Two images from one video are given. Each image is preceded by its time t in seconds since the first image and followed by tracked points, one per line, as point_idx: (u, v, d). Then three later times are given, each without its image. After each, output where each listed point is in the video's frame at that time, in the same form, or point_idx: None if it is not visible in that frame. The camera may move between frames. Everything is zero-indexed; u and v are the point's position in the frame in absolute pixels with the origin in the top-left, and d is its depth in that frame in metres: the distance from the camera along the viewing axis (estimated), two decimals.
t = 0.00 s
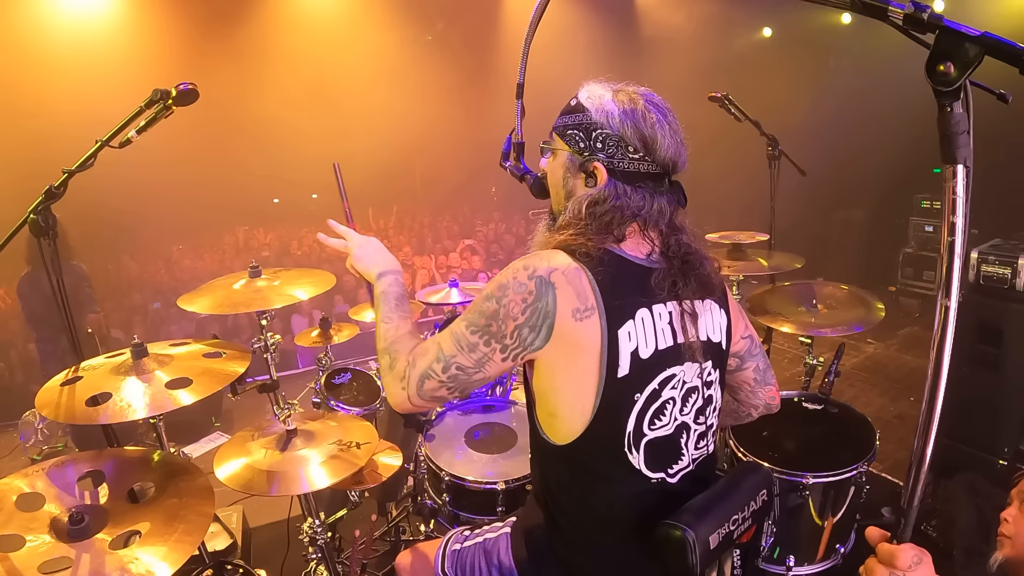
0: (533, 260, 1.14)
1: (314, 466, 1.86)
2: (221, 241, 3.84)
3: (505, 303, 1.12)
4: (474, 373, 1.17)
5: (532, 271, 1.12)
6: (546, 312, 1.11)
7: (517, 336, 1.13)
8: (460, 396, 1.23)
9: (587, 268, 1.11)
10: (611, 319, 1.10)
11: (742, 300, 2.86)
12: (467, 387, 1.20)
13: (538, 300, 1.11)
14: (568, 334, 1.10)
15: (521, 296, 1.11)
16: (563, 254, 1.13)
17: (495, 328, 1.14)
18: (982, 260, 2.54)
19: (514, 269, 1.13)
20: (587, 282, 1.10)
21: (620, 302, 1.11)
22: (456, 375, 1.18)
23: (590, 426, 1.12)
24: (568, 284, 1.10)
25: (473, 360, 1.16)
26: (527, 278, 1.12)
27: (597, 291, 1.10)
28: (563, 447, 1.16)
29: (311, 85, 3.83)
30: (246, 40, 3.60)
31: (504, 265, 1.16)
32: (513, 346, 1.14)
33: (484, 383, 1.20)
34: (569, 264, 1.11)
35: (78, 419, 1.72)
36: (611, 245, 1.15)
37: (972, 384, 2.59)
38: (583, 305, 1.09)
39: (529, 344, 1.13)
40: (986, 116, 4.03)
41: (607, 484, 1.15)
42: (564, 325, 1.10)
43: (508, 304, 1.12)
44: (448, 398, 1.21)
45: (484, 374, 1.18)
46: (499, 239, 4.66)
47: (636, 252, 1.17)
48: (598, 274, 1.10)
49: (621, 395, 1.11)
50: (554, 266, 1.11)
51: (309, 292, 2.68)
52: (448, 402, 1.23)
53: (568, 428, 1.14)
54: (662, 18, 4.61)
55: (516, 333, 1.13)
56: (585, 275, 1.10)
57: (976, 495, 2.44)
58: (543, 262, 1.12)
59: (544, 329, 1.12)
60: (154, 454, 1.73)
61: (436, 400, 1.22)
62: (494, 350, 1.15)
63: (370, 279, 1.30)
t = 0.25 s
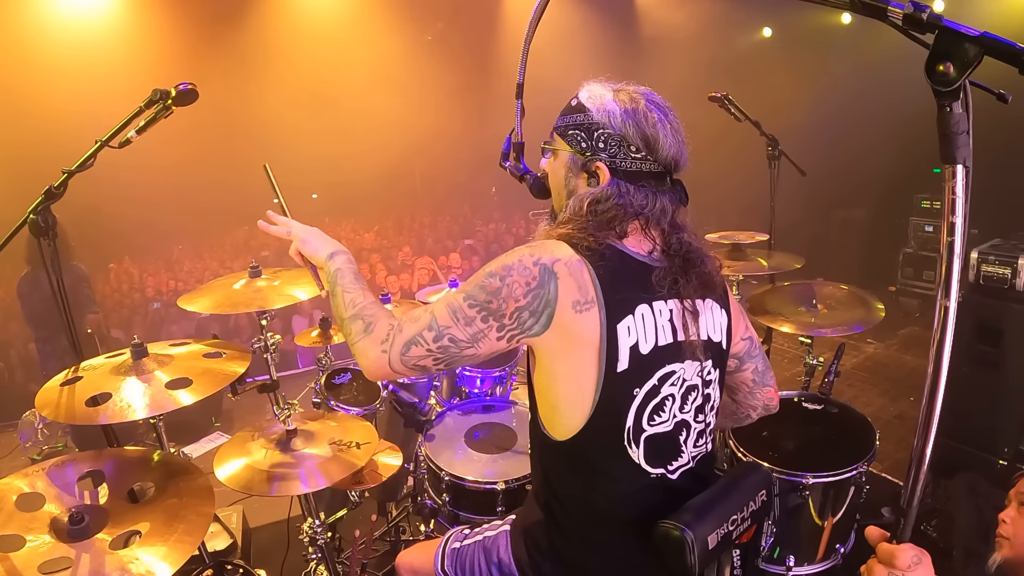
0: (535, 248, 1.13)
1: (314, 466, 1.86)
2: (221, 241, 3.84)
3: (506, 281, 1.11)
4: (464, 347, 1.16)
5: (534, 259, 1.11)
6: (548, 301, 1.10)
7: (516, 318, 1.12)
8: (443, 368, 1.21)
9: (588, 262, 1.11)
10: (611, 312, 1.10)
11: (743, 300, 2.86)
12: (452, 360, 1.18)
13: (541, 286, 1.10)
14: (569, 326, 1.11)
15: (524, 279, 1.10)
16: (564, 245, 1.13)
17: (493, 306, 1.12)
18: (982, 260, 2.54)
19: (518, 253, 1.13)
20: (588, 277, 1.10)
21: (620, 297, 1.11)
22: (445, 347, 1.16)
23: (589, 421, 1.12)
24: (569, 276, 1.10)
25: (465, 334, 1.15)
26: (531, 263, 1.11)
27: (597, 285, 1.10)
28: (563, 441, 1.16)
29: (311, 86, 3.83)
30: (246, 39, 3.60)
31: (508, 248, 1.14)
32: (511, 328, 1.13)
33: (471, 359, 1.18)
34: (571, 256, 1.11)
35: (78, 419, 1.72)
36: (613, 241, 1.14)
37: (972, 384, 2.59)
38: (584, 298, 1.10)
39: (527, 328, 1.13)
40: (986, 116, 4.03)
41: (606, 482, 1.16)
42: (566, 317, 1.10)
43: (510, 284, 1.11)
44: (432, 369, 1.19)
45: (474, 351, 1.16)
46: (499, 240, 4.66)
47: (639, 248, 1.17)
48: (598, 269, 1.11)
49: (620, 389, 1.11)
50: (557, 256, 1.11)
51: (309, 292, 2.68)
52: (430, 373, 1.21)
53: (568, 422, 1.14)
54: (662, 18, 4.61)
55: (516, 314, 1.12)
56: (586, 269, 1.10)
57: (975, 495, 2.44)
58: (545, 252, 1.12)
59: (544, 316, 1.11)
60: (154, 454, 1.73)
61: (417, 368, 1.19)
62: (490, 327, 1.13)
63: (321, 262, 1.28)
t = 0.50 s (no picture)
0: (537, 251, 1.13)
1: (314, 466, 1.86)
2: (221, 241, 3.84)
3: (510, 288, 1.11)
4: (473, 358, 1.15)
5: (537, 262, 1.11)
6: (551, 304, 1.10)
7: (522, 324, 1.11)
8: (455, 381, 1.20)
9: (591, 264, 1.11)
10: (614, 314, 1.10)
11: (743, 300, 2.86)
12: (463, 372, 1.17)
13: (544, 290, 1.10)
14: (572, 329, 1.10)
15: (528, 284, 1.10)
16: (567, 247, 1.13)
17: (499, 314, 1.12)
18: (982, 260, 2.54)
19: (519, 257, 1.12)
20: (591, 278, 1.10)
21: (623, 297, 1.11)
22: (455, 360, 1.15)
23: (590, 421, 1.12)
24: (572, 277, 1.10)
25: (473, 345, 1.14)
26: (533, 268, 1.11)
27: (600, 286, 1.10)
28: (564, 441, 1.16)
29: (311, 85, 3.83)
30: (247, 39, 3.60)
31: (510, 253, 1.14)
32: (517, 334, 1.12)
33: (481, 369, 1.18)
34: (574, 258, 1.11)
35: (78, 419, 1.72)
36: (615, 242, 1.15)
37: (972, 383, 2.59)
38: (587, 300, 1.09)
39: (533, 333, 1.12)
40: (986, 116, 4.03)
41: (606, 481, 1.16)
42: (569, 319, 1.10)
43: (515, 290, 1.10)
44: (444, 383, 1.18)
45: (483, 361, 1.15)
46: (499, 240, 4.66)
47: (640, 248, 1.17)
48: (601, 269, 1.11)
49: (622, 389, 1.11)
50: (559, 259, 1.11)
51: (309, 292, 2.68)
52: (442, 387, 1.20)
53: (568, 423, 1.14)
54: (662, 18, 4.61)
55: (521, 321, 1.11)
56: (589, 270, 1.10)
57: (975, 495, 2.44)
58: (547, 255, 1.12)
59: (549, 321, 1.11)
60: (154, 454, 1.73)
61: (429, 384, 1.18)
62: (497, 336, 1.13)
63: (320, 283, 1.27)
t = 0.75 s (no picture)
0: (541, 274, 1.13)
1: (314, 466, 1.86)
2: (221, 241, 3.84)
3: (517, 325, 1.13)
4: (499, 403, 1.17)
5: (541, 286, 1.12)
6: (558, 327, 1.11)
7: (533, 357, 1.13)
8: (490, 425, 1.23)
9: (596, 279, 1.11)
10: (622, 329, 1.10)
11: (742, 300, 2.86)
12: (493, 416, 1.20)
13: (549, 316, 1.11)
14: (579, 349, 1.10)
15: (532, 315, 1.11)
16: (571, 265, 1.13)
17: (510, 353, 1.14)
18: (982, 260, 2.54)
19: (521, 285, 1.13)
20: (597, 295, 1.10)
21: (629, 311, 1.11)
22: (481, 406, 1.18)
23: (595, 435, 1.12)
24: (578, 297, 1.10)
25: (495, 389, 1.16)
26: (535, 293, 1.12)
27: (608, 303, 1.10)
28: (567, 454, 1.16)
29: (311, 86, 3.83)
30: (246, 39, 3.60)
31: (512, 283, 1.16)
32: (530, 368, 1.13)
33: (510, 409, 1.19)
34: (578, 276, 1.11)
35: (78, 419, 1.72)
36: (617, 254, 1.15)
37: (972, 384, 2.59)
38: (595, 318, 1.09)
39: (545, 364, 1.13)
40: (986, 116, 4.03)
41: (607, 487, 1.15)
42: (577, 340, 1.10)
43: (522, 326, 1.12)
44: (479, 429, 1.22)
45: (508, 401, 1.17)
46: (499, 240, 4.66)
47: (640, 259, 1.18)
48: (606, 286, 1.10)
49: (628, 402, 1.11)
50: (562, 279, 1.11)
51: (309, 292, 2.68)
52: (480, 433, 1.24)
53: (570, 437, 1.14)
54: (662, 18, 4.62)
55: (531, 353, 1.12)
56: (593, 287, 1.10)
57: (975, 495, 2.44)
58: (552, 275, 1.12)
59: (559, 346, 1.12)
60: (154, 454, 1.73)
61: (466, 434, 1.22)
62: (514, 376, 1.14)
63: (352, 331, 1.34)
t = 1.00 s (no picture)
0: (520, 300, 1.15)
1: (314, 466, 1.86)
2: (220, 241, 3.84)
3: (502, 358, 1.14)
4: (524, 436, 1.17)
5: (520, 312, 1.13)
6: (539, 347, 1.11)
7: (521, 386, 1.13)
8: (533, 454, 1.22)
9: (578, 292, 1.11)
10: (611, 339, 1.10)
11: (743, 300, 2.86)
12: (528, 447, 1.19)
13: (528, 341, 1.12)
14: (564, 364, 1.10)
15: (513, 344, 1.13)
16: (552, 284, 1.13)
17: (504, 386, 1.15)
18: (982, 260, 2.54)
19: (502, 317, 1.15)
20: (577, 306, 1.10)
21: (615, 319, 1.10)
22: (508, 442, 1.18)
23: (594, 444, 1.13)
24: (557, 313, 1.10)
25: (509, 425, 1.16)
26: (513, 322, 1.13)
27: (591, 313, 1.10)
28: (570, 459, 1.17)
29: (311, 86, 3.83)
30: (246, 39, 3.60)
31: (495, 319, 1.18)
32: (524, 396, 1.13)
33: (538, 437, 1.18)
34: (558, 291, 1.12)
35: (78, 419, 1.72)
36: (605, 261, 1.15)
37: (972, 384, 2.59)
38: (575, 331, 1.09)
39: (535, 388, 1.13)
40: (986, 116, 4.03)
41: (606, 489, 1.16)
42: (559, 354, 1.10)
43: (505, 358, 1.14)
44: (524, 461, 1.21)
45: (528, 431, 1.16)
46: (498, 240, 4.66)
47: (630, 263, 1.17)
48: (591, 297, 1.11)
49: (624, 410, 1.11)
50: (540, 299, 1.12)
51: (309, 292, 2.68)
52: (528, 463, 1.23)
53: (572, 444, 1.16)
54: (662, 18, 4.62)
55: (519, 381, 1.13)
56: (574, 300, 1.10)
57: (975, 495, 2.44)
58: (533, 297, 1.13)
59: (543, 367, 1.11)
60: (154, 454, 1.73)
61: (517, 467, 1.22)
62: (515, 408, 1.15)
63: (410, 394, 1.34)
